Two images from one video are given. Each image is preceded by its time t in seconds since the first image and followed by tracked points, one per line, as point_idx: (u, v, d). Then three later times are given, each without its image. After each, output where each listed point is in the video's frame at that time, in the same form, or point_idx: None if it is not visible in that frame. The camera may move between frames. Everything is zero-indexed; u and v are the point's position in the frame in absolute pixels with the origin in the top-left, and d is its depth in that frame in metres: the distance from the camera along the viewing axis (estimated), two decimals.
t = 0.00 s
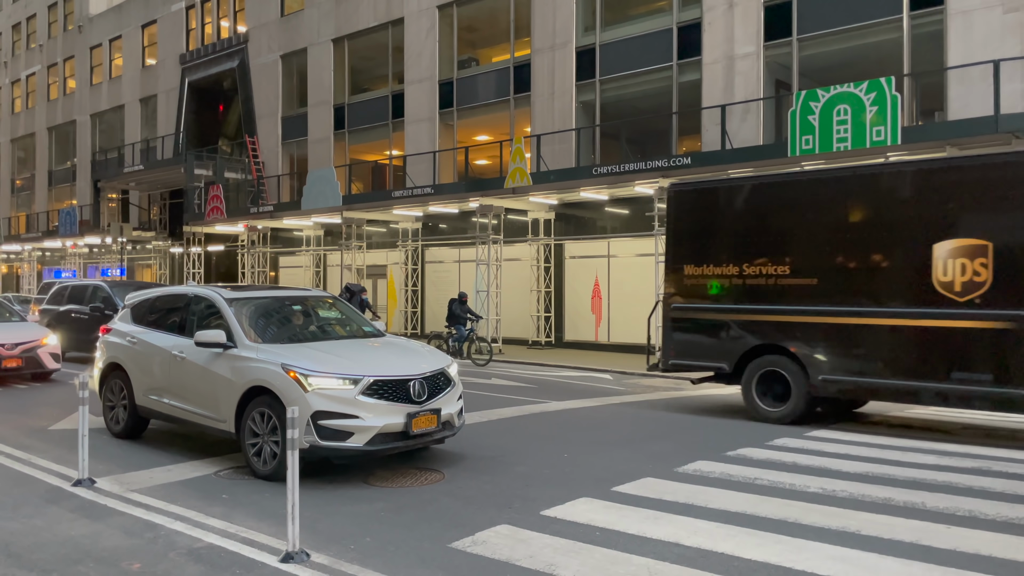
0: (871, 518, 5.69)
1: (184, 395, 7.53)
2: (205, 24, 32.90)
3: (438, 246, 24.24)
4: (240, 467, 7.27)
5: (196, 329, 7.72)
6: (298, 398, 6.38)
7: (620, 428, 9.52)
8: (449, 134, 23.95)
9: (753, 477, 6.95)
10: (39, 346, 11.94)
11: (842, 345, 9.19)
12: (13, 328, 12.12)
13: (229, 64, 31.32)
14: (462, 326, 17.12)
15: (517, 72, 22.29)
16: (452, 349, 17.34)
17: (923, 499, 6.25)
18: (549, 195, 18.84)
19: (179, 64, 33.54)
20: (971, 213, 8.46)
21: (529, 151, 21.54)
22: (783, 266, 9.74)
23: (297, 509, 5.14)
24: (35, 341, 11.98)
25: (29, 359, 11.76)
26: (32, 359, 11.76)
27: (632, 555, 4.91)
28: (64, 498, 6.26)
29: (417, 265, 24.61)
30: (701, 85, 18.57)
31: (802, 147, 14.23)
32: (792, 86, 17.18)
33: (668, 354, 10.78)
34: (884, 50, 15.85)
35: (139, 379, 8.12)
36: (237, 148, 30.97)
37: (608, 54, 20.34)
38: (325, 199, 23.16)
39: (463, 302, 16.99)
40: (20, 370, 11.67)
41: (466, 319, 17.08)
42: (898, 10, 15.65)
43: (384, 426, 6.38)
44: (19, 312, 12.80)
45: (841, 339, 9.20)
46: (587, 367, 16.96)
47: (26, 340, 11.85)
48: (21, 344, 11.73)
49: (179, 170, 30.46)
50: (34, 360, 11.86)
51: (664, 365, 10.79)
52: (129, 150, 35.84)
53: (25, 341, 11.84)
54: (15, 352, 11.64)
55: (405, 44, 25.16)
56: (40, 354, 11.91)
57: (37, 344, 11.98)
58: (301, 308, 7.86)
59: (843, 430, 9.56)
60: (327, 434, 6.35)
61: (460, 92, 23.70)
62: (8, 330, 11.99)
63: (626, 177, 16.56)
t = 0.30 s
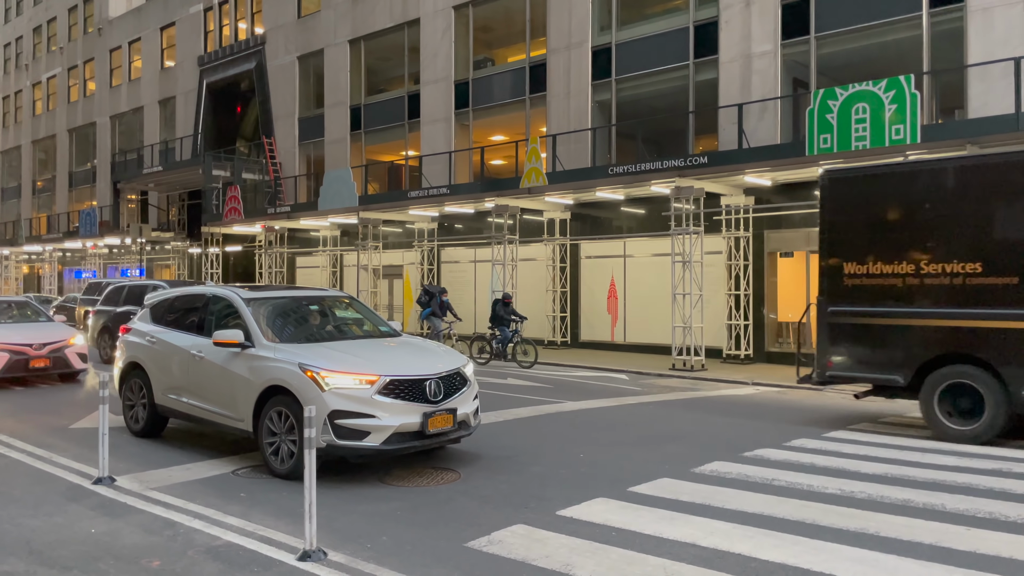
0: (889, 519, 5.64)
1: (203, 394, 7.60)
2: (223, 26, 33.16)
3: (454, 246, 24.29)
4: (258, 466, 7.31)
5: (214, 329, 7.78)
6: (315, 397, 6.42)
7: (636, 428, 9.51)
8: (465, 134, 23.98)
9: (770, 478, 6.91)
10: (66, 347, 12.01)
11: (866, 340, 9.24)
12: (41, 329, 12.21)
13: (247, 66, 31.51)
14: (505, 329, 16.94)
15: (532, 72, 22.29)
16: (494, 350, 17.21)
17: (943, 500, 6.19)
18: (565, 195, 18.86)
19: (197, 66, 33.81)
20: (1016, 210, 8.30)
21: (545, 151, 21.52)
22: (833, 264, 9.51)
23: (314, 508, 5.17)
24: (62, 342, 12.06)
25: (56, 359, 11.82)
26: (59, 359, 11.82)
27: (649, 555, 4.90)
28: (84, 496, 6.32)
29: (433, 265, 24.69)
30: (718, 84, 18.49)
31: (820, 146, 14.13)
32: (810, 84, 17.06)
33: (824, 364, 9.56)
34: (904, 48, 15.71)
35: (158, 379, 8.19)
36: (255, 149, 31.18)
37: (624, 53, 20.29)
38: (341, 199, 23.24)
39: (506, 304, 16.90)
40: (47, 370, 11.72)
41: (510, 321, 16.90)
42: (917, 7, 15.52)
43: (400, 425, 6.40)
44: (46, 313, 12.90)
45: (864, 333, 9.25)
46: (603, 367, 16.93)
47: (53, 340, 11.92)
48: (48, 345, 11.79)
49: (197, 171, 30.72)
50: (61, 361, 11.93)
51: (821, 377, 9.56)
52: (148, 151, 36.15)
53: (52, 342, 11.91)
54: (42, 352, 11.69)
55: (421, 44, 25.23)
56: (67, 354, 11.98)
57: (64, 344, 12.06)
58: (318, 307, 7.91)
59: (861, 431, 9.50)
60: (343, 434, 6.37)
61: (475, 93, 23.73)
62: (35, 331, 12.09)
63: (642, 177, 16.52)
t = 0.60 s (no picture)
0: (905, 521, 5.60)
1: (218, 394, 7.64)
2: (238, 28, 33.37)
3: (467, 246, 24.32)
4: (273, 465, 7.35)
5: (229, 329, 7.83)
6: (328, 397, 6.44)
7: (651, 428, 9.50)
8: (479, 134, 24.00)
9: (785, 479, 6.87)
10: (89, 347, 12.06)
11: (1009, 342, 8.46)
12: (65, 329, 12.29)
13: (262, 67, 31.66)
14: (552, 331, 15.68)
15: (546, 72, 22.28)
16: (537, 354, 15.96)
17: (960, 502, 6.13)
18: (578, 195, 18.85)
19: (212, 68, 34.04)
20: None
21: (558, 151, 21.51)
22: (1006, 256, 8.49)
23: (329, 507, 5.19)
24: (85, 342, 12.13)
25: (79, 360, 11.89)
26: (82, 359, 11.89)
27: (663, 556, 4.88)
28: (101, 494, 6.38)
29: (446, 265, 24.75)
30: (732, 83, 18.42)
31: (836, 145, 14.05)
32: (825, 83, 16.95)
33: (1004, 370, 8.50)
34: (920, 47, 15.58)
35: (174, 378, 8.25)
36: (270, 150, 31.38)
37: (637, 52, 20.25)
38: (355, 200, 23.30)
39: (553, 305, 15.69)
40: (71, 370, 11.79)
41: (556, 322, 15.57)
42: (934, 5, 15.40)
43: (413, 425, 6.41)
44: (68, 313, 13.01)
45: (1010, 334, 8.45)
46: (616, 367, 16.93)
47: (77, 340, 11.98)
48: (72, 345, 11.86)
49: (212, 172, 30.96)
50: (84, 361, 11.99)
51: (1001, 385, 8.49)
52: (164, 153, 36.41)
53: (75, 342, 11.97)
54: (66, 352, 11.75)
55: (434, 45, 25.29)
56: (90, 355, 12.04)
57: (87, 344, 12.13)
58: (332, 307, 7.94)
59: (878, 431, 9.44)
60: (357, 433, 6.40)
61: (489, 93, 23.74)
62: (59, 331, 12.16)
63: (655, 176, 16.46)
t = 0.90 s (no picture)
0: (918, 522, 5.57)
1: (231, 393, 7.68)
2: (250, 29, 33.54)
3: (478, 246, 24.34)
4: (285, 465, 7.38)
5: (241, 329, 7.88)
6: (340, 397, 6.47)
7: (663, 428, 9.49)
8: (489, 134, 24.02)
9: (797, 480, 6.85)
10: (109, 347, 12.08)
11: None
12: (85, 329, 12.35)
13: (273, 68, 31.76)
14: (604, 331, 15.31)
15: (557, 72, 22.27)
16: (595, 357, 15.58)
17: (974, 503, 6.09)
18: (588, 195, 18.86)
19: (224, 69, 34.21)
20: None
21: (569, 151, 21.50)
22: None
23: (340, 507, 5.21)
24: (104, 342, 12.16)
25: (98, 360, 11.91)
26: (101, 360, 11.91)
27: (673, 556, 4.87)
28: (115, 493, 6.44)
29: (457, 266, 24.77)
30: (744, 83, 18.37)
31: (849, 145, 13.99)
32: (837, 81, 16.87)
33: None
34: (934, 45, 15.48)
35: (187, 378, 8.30)
36: (282, 151, 31.52)
37: (648, 52, 20.21)
38: (366, 200, 23.32)
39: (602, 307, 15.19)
40: (91, 370, 11.82)
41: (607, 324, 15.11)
42: (947, 3, 15.31)
43: (424, 425, 6.43)
44: (87, 313, 13.09)
45: None
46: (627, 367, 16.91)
47: (97, 341, 12.02)
48: (91, 345, 11.89)
49: (224, 173, 31.13)
50: (104, 361, 12.03)
51: None
52: (177, 154, 36.62)
53: (95, 342, 11.99)
54: (85, 353, 11.79)
55: (445, 46, 25.33)
56: (109, 355, 12.06)
57: (106, 344, 12.14)
58: (343, 308, 7.97)
59: (892, 432, 9.37)
60: (369, 433, 6.42)
61: (500, 93, 23.75)
62: (80, 331, 12.23)
63: (666, 176, 16.41)
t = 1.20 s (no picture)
0: (930, 523, 5.53)
1: (241, 393, 7.71)
2: (260, 30, 33.64)
3: (487, 246, 24.38)
4: (295, 464, 7.41)
5: (252, 329, 7.91)
6: (350, 397, 6.49)
7: (673, 429, 9.48)
8: (499, 134, 24.04)
9: (807, 481, 6.82)
10: (126, 348, 12.09)
11: None
12: (102, 330, 12.39)
13: (283, 69, 31.85)
14: (665, 338, 14.55)
15: (566, 72, 22.26)
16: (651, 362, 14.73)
17: (985, 504, 6.04)
18: (598, 195, 18.86)
19: (234, 70, 34.35)
20: None
21: (578, 151, 21.50)
22: None
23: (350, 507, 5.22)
24: (121, 342, 12.18)
25: (115, 361, 11.93)
26: (118, 360, 11.94)
27: (683, 557, 4.86)
28: (126, 492, 6.47)
29: (467, 266, 24.81)
30: (754, 82, 18.30)
31: (860, 144, 13.91)
32: (848, 81, 16.78)
33: None
34: (946, 43, 15.39)
35: (198, 377, 8.34)
36: (292, 152, 31.66)
37: (658, 51, 20.17)
38: (376, 200, 23.36)
39: (666, 309, 14.46)
40: (107, 371, 11.86)
41: (670, 329, 14.48)
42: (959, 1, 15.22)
43: (434, 425, 6.44)
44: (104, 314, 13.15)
45: None
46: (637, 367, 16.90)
47: (114, 341, 12.05)
48: (108, 345, 11.92)
49: (235, 173, 31.28)
50: (120, 362, 12.04)
51: None
52: (187, 155, 36.78)
53: (112, 343, 12.01)
54: (102, 354, 11.82)
55: (454, 46, 25.36)
56: (126, 356, 12.08)
57: (123, 344, 12.16)
58: (353, 308, 8.00)
59: (902, 433, 9.32)
60: (378, 433, 6.43)
61: (509, 93, 23.77)
62: (97, 331, 12.28)
63: (676, 176, 16.37)
